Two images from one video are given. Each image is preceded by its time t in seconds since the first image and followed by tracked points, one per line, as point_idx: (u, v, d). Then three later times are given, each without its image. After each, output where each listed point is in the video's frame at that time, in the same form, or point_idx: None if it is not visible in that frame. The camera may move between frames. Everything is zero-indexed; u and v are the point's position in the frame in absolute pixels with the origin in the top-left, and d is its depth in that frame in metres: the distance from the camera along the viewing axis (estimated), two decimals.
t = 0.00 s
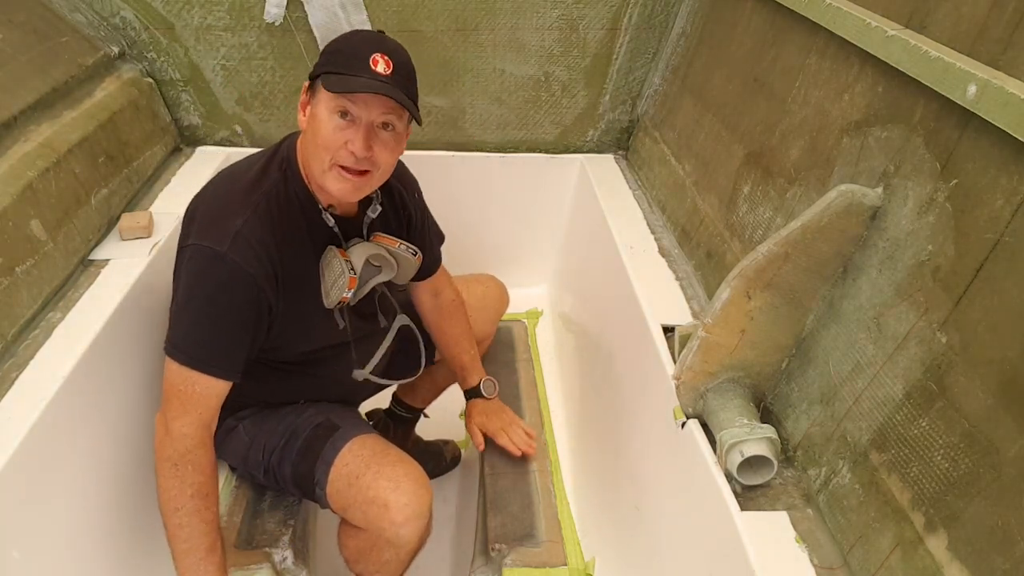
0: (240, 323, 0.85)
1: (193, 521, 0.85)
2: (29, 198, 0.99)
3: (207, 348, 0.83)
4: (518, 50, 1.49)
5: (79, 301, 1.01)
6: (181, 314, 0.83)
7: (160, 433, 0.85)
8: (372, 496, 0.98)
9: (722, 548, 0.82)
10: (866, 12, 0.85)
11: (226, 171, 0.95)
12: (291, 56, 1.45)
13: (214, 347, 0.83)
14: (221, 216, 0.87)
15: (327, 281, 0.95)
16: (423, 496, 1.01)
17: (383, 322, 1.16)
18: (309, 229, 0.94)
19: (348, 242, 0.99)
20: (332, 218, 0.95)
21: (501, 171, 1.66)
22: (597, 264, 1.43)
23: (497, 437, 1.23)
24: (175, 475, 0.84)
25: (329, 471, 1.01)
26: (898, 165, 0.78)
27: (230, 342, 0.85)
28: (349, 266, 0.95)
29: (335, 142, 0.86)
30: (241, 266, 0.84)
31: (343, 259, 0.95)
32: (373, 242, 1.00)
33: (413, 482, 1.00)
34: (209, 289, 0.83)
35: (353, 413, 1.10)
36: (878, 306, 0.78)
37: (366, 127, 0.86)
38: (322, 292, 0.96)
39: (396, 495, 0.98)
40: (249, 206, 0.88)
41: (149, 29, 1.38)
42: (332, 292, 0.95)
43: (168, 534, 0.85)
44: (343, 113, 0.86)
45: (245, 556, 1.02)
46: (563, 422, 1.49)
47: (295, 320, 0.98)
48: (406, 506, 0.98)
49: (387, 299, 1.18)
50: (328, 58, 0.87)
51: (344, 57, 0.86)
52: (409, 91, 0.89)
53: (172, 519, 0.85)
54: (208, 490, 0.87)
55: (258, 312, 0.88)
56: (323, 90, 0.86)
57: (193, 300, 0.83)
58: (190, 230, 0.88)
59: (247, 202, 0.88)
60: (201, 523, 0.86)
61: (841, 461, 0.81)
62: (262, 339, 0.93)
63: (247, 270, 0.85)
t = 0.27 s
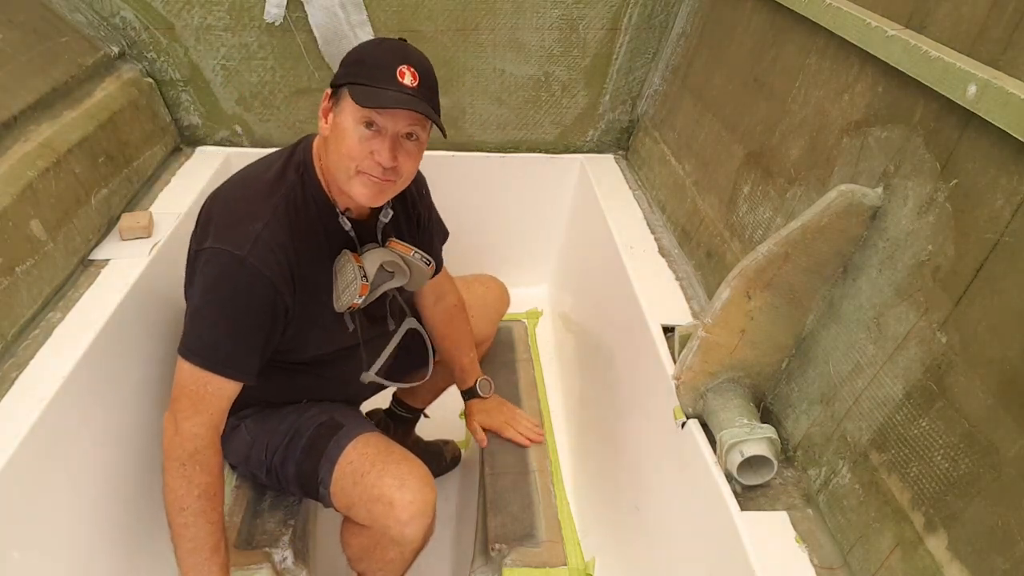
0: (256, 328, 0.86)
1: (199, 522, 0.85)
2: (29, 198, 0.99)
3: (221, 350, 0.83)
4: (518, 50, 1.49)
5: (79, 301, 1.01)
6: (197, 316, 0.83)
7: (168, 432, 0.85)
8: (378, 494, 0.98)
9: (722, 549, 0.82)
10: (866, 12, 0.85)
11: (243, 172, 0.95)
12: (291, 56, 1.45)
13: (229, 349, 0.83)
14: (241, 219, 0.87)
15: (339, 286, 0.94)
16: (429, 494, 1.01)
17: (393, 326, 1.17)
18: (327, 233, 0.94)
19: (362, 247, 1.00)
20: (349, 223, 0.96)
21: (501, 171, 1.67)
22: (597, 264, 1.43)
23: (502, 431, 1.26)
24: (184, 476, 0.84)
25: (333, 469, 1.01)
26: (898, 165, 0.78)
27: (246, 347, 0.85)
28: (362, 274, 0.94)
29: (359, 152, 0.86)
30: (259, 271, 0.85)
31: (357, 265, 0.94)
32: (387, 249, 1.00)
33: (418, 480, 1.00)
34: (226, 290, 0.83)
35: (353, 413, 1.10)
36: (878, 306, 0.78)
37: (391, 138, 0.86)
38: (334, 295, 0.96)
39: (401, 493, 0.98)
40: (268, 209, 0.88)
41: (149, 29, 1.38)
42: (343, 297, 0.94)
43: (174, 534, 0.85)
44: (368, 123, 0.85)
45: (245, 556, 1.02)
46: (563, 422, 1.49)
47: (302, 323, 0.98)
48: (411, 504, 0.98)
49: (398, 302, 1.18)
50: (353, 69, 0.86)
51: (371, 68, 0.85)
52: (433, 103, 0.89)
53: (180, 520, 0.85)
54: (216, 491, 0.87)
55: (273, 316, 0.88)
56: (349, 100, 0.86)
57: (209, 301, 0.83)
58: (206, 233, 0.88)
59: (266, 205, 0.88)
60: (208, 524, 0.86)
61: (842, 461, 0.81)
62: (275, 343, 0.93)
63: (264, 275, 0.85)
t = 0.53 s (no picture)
0: (242, 329, 0.86)
1: (192, 525, 0.85)
2: (29, 198, 0.99)
3: (208, 352, 0.83)
4: (518, 50, 1.49)
5: (79, 301, 1.01)
6: (181, 318, 0.83)
7: (155, 436, 0.85)
8: (375, 498, 0.98)
9: (722, 548, 0.82)
10: (866, 12, 0.85)
11: (222, 174, 0.95)
12: (291, 56, 1.45)
13: (216, 351, 0.84)
14: (218, 222, 0.87)
15: (338, 287, 0.95)
16: (423, 499, 1.00)
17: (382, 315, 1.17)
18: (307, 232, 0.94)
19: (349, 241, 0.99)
20: (332, 222, 0.96)
21: (501, 171, 1.67)
22: (597, 263, 1.43)
23: (503, 433, 1.25)
24: (175, 479, 0.84)
25: (331, 471, 1.00)
26: (898, 165, 0.78)
27: (232, 348, 0.85)
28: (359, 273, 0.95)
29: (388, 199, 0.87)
30: (240, 272, 0.85)
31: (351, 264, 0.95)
32: (372, 238, 1.00)
33: (415, 484, 1.00)
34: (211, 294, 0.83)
35: (353, 413, 1.10)
36: (878, 306, 0.78)
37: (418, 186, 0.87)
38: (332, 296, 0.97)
39: (398, 497, 0.98)
40: (246, 212, 0.88)
41: (149, 29, 1.38)
42: (344, 297, 0.96)
43: (167, 538, 0.85)
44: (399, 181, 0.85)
45: (245, 556, 1.02)
46: (563, 422, 1.49)
47: (293, 320, 0.98)
48: (407, 509, 0.98)
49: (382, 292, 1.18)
50: (374, 156, 0.80)
51: (400, 143, 0.80)
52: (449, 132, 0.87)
53: (171, 524, 0.85)
54: (206, 493, 0.87)
55: (259, 316, 0.88)
56: (381, 170, 0.82)
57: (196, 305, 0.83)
58: (189, 236, 0.89)
59: (244, 207, 0.88)
60: (201, 527, 0.86)
61: (841, 461, 0.81)
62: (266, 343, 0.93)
63: (248, 276, 0.85)
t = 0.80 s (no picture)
0: (245, 330, 0.86)
1: (192, 525, 0.85)
2: (29, 198, 0.99)
3: (211, 353, 0.83)
4: (518, 50, 1.49)
5: (79, 301, 1.01)
6: (184, 318, 0.83)
7: (156, 436, 0.85)
8: (377, 496, 0.98)
9: (722, 548, 0.82)
10: (866, 12, 0.85)
11: (227, 175, 0.95)
12: (291, 56, 1.45)
13: (219, 351, 0.84)
14: (223, 222, 0.87)
15: (337, 288, 0.96)
16: (426, 497, 1.01)
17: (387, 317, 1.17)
18: (313, 233, 0.94)
19: (351, 243, 0.99)
20: (335, 223, 0.94)
21: (501, 171, 1.67)
22: (597, 264, 1.42)
23: (499, 424, 1.27)
24: (175, 479, 0.84)
25: (333, 470, 1.00)
26: (898, 165, 0.78)
27: (234, 349, 0.85)
28: (360, 275, 0.96)
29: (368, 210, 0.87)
30: (244, 273, 0.85)
31: (352, 266, 0.95)
32: (379, 241, 0.99)
33: (417, 483, 1.00)
34: (212, 294, 0.83)
35: (354, 413, 1.10)
36: (878, 306, 0.78)
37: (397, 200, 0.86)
38: (333, 297, 0.97)
39: (401, 495, 0.98)
40: (250, 213, 0.88)
41: (149, 29, 1.38)
42: (344, 299, 0.97)
43: (168, 537, 0.85)
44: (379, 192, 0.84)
45: (245, 556, 1.02)
46: (563, 422, 1.49)
47: (293, 320, 0.98)
48: (409, 507, 0.98)
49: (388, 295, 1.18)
50: (355, 161, 0.80)
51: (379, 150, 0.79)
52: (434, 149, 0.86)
53: (171, 524, 0.85)
54: (207, 493, 0.87)
55: (261, 317, 0.88)
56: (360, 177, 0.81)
57: (198, 306, 0.83)
58: (193, 236, 0.89)
59: (248, 208, 0.89)
60: (201, 527, 0.86)
61: (841, 461, 0.81)
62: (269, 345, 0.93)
63: (250, 277, 0.85)
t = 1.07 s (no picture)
0: (236, 332, 0.86)
1: (189, 525, 0.85)
2: (29, 198, 0.99)
3: (201, 356, 0.83)
4: (518, 50, 1.49)
5: (79, 302, 1.01)
6: (175, 322, 0.84)
7: (151, 439, 0.85)
8: (375, 497, 0.98)
9: (721, 549, 0.82)
10: (867, 12, 0.85)
11: (218, 179, 0.95)
12: (291, 56, 1.45)
13: (210, 354, 0.84)
14: (211, 226, 0.87)
15: (325, 295, 0.97)
16: (424, 496, 1.01)
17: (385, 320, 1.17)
18: (304, 236, 0.94)
19: (346, 249, 0.98)
20: (328, 230, 0.95)
21: (501, 171, 1.67)
22: (597, 264, 1.42)
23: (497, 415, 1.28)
24: (169, 481, 0.84)
25: (332, 470, 1.00)
26: (898, 165, 0.78)
27: (225, 351, 0.85)
28: (347, 286, 0.97)
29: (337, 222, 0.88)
30: (232, 275, 0.85)
31: (340, 276, 0.96)
32: (374, 248, 0.99)
33: (415, 482, 1.01)
34: (200, 298, 0.83)
35: (353, 413, 1.10)
36: (878, 306, 0.78)
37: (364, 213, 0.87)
38: (320, 303, 0.98)
39: (398, 496, 0.98)
40: (238, 216, 0.88)
41: (149, 29, 1.38)
42: (330, 307, 0.98)
43: (166, 539, 0.85)
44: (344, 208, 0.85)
45: (245, 556, 1.02)
46: (563, 422, 1.49)
47: (291, 321, 0.98)
48: (408, 507, 0.98)
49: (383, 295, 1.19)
50: (313, 176, 0.81)
51: (333, 166, 0.80)
52: (399, 161, 0.85)
53: (168, 526, 0.85)
54: (204, 494, 0.87)
55: (251, 318, 0.88)
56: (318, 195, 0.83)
57: (186, 310, 0.83)
58: (184, 240, 0.89)
59: (236, 212, 0.89)
60: (198, 527, 0.86)
61: (841, 461, 0.81)
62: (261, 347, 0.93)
63: (239, 279, 0.85)
